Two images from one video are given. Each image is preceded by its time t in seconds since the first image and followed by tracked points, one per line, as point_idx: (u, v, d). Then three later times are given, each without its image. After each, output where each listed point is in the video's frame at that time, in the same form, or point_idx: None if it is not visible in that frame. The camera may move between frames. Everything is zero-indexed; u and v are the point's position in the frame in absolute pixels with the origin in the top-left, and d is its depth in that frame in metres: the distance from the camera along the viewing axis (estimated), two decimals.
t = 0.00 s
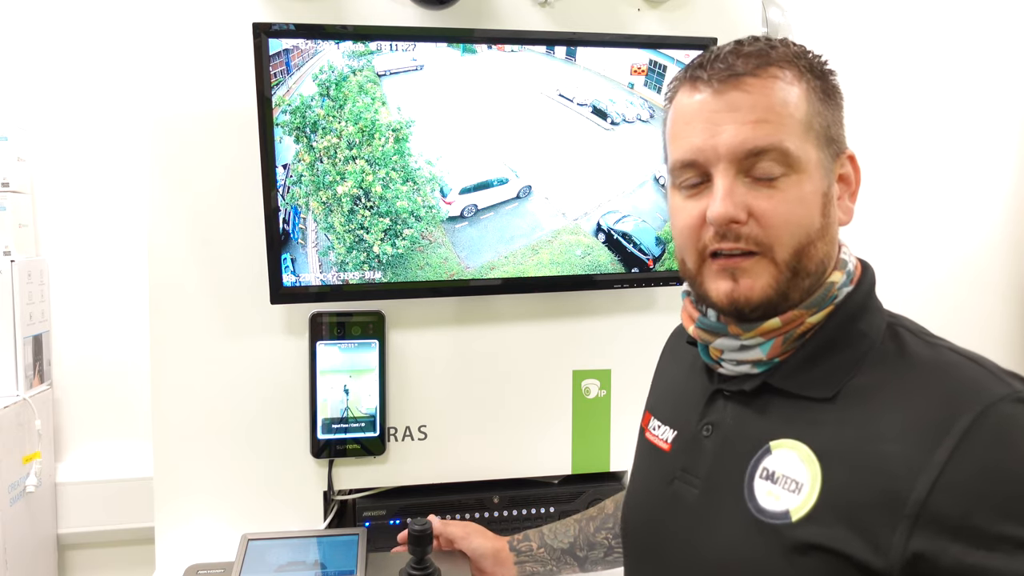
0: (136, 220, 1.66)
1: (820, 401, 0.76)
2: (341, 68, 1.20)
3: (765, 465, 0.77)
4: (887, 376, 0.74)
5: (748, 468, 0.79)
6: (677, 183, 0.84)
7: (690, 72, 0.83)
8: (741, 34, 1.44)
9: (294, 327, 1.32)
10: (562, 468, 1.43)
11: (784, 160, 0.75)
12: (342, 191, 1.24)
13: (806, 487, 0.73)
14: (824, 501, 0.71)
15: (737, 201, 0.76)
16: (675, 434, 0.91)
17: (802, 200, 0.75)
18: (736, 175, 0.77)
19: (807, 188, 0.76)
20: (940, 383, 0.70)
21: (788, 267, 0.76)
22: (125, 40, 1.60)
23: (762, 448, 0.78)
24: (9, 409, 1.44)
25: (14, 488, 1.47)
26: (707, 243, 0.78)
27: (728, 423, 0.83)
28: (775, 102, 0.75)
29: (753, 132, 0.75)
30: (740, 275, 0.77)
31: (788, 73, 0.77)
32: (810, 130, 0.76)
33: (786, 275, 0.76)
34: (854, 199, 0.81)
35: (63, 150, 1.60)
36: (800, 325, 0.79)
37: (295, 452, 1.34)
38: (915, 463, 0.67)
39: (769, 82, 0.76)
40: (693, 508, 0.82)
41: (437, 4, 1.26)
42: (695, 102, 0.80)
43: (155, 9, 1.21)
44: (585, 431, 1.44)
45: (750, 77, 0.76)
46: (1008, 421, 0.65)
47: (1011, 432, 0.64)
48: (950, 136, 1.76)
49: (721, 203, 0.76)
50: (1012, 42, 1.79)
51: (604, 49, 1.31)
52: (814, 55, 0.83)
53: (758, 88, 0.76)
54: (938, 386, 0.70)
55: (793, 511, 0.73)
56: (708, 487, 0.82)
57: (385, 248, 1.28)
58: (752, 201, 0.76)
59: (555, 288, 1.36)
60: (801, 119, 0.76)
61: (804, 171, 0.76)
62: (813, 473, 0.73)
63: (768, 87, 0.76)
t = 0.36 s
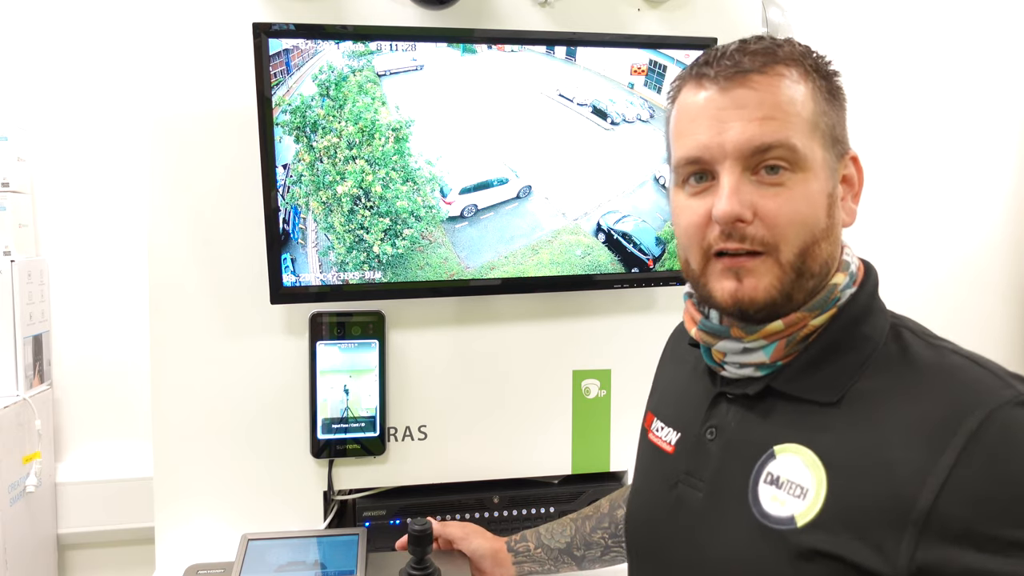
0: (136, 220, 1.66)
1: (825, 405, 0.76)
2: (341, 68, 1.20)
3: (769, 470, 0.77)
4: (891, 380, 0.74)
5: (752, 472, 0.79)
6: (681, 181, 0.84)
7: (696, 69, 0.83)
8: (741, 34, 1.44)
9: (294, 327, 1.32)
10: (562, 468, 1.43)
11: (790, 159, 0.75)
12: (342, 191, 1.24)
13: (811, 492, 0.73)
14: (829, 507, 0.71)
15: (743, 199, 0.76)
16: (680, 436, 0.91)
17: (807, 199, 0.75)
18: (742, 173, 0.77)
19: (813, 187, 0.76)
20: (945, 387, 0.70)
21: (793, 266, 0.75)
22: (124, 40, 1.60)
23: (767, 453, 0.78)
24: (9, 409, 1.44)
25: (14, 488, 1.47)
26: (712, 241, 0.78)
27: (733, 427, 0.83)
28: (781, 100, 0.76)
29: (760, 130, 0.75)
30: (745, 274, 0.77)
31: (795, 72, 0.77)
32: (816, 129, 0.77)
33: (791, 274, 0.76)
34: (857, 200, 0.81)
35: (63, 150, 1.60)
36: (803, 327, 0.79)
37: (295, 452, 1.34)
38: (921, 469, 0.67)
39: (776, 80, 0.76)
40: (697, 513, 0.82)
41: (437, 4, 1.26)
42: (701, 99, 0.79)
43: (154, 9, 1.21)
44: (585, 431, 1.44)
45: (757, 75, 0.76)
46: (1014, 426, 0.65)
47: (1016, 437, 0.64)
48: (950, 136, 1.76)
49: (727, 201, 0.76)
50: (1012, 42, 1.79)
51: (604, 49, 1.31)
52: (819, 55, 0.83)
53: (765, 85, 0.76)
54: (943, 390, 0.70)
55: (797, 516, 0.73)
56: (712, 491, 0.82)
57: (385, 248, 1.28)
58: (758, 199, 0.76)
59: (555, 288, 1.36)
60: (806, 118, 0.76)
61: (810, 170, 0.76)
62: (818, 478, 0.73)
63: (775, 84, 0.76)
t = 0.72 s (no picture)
0: (136, 220, 1.66)
1: (833, 400, 0.76)
2: (341, 68, 1.20)
3: (773, 463, 0.77)
4: (894, 375, 0.74)
5: (756, 466, 0.79)
6: (689, 181, 0.84)
7: (700, 71, 0.83)
8: (741, 34, 1.44)
9: (294, 327, 1.32)
10: (562, 468, 1.43)
11: (794, 156, 0.75)
12: (342, 191, 1.24)
13: (811, 484, 0.73)
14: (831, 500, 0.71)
15: (748, 197, 0.76)
16: (688, 432, 0.91)
17: (813, 196, 0.75)
18: (747, 172, 0.77)
19: (818, 184, 0.75)
20: (948, 381, 0.70)
21: (801, 262, 0.75)
22: (125, 40, 1.60)
23: (771, 445, 0.78)
24: (9, 409, 1.44)
25: (14, 488, 1.47)
26: (719, 240, 0.79)
27: (739, 420, 0.83)
28: (784, 98, 0.75)
29: (763, 129, 0.75)
30: (752, 271, 0.77)
31: (798, 69, 0.77)
32: (821, 126, 0.76)
33: (799, 270, 0.76)
34: (868, 195, 0.80)
35: (63, 150, 1.60)
36: (811, 322, 0.78)
37: (295, 452, 1.34)
38: (920, 460, 0.67)
39: (778, 79, 0.76)
40: (702, 505, 0.83)
41: (437, 4, 1.26)
42: (705, 100, 0.80)
43: (155, 10, 1.21)
44: (585, 431, 1.44)
45: (759, 75, 0.76)
46: (1014, 419, 0.64)
47: (1014, 430, 0.63)
48: (949, 137, 1.76)
49: (732, 200, 0.76)
50: (1012, 42, 1.79)
51: (604, 49, 1.31)
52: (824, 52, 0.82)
53: (767, 84, 0.76)
54: (945, 383, 0.70)
55: (798, 508, 0.73)
56: (717, 484, 0.82)
57: (385, 248, 1.28)
58: (763, 197, 0.76)
59: (555, 288, 1.36)
60: (811, 115, 0.76)
61: (815, 166, 0.75)
62: (820, 470, 0.73)
63: (777, 83, 0.76)
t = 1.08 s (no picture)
0: (136, 220, 1.66)
1: (843, 403, 0.76)
2: (341, 68, 1.20)
3: (784, 466, 0.77)
4: (910, 380, 0.74)
5: (767, 468, 0.79)
6: (699, 181, 0.85)
7: (714, 70, 0.83)
8: (741, 34, 1.44)
9: (294, 327, 1.32)
10: (562, 468, 1.43)
11: (805, 160, 0.75)
12: (342, 191, 1.24)
13: (825, 490, 0.73)
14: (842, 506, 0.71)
15: (756, 201, 0.76)
16: (695, 432, 0.91)
17: (824, 200, 0.75)
18: (756, 175, 0.77)
19: (829, 187, 0.75)
20: (966, 389, 0.70)
21: (809, 266, 0.76)
22: (125, 40, 1.60)
23: (783, 449, 0.78)
24: (9, 409, 1.44)
25: (14, 488, 1.47)
26: (727, 242, 0.79)
27: (748, 423, 0.83)
28: (797, 102, 0.75)
29: (774, 132, 0.75)
30: (759, 273, 0.77)
31: (813, 71, 0.77)
32: (834, 129, 0.76)
33: (806, 274, 0.76)
34: (881, 198, 0.80)
35: (63, 150, 1.60)
36: (822, 325, 0.78)
37: (295, 452, 1.34)
38: (938, 468, 0.67)
39: (791, 80, 0.76)
40: (709, 507, 0.83)
41: (437, 4, 1.25)
42: (717, 100, 0.80)
43: (155, 9, 1.21)
44: (585, 431, 1.44)
45: (772, 77, 0.76)
46: None
47: None
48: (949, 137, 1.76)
49: (741, 203, 0.76)
50: (1012, 42, 1.79)
51: (604, 49, 1.31)
52: (842, 52, 0.82)
53: (780, 87, 0.75)
54: (964, 392, 0.70)
55: (811, 512, 0.73)
56: (725, 487, 0.82)
57: (385, 248, 1.28)
58: (773, 200, 0.76)
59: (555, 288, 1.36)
60: (824, 118, 0.75)
61: (826, 171, 0.75)
62: (834, 475, 0.73)
63: (790, 86, 0.75)
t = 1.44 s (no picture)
0: (136, 220, 1.66)
1: (857, 410, 0.76)
2: (341, 68, 1.20)
3: (799, 473, 0.77)
4: (926, 385, 0.74)
5: (783, 475, 0.79)
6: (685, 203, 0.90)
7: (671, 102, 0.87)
8: (741, 34, 1.44)
9: (294, 327, 1.32)
10: (562, 468, 1.43)
11: (742, 182, 0.77)
12: (342, 191, 1.24)
13: (839, 497, 0.73)
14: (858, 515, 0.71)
15: (706, 226, 0.80)
16: (714, 437, 0.90)
17: (767, 218, 0.76)
18: (707, 200, 0.81)
19: (773, 206, 0.76)
20: (985, 397, 0.70)
21: (766, 284, 0.78)
22: (125, 40, 1.60)
23: (796, 457, 0.78)
24: (9, 409, 1.44)
25: (14, 488, 1.47)
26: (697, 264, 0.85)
27: (766, 428, 0.83)
28: (725, 128, 0.77)
29: (707, 161, 0.78)
30: (725, 293, 0.82)
31: (745, 94, 0.77)
32: (773, 146, 0.76)
33: (766, 291, 0.79)
34: (864, 198, 0.76)
35: (63, 150, 1.60)
36: (830, 327, 0.78)
37: (295, 452, 1.34)
38: (954, 478, 0.67)
39: (720, 110, 0.78)
40: (726, 512, 0.83)
41: (437, 4, 1.25)
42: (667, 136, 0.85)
43: (155, 9, 1.21)
44: (585, 431, 1.44)
45: (702, 110, 0.79)
46: None
47: None
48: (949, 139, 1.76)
49: (692, 230, 0.82)
50: (1012, 42, 1.79)
51: (604, 49, 1.31)
52: (802, 54, 0.78)
53: (708, 118, 0.78)
54: (982, 400, 0.70)
55: (825, 521, 0.73)
56: (742, 492, 0.82)
57: (385, 248, 1.28)
58: (720, 225, 0.79)
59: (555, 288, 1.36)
60: (757, 138, 0.76)
61: (767, 189, 0.76)
62: (848, 483, 0.73)
63: (716, 115, 0.78)
